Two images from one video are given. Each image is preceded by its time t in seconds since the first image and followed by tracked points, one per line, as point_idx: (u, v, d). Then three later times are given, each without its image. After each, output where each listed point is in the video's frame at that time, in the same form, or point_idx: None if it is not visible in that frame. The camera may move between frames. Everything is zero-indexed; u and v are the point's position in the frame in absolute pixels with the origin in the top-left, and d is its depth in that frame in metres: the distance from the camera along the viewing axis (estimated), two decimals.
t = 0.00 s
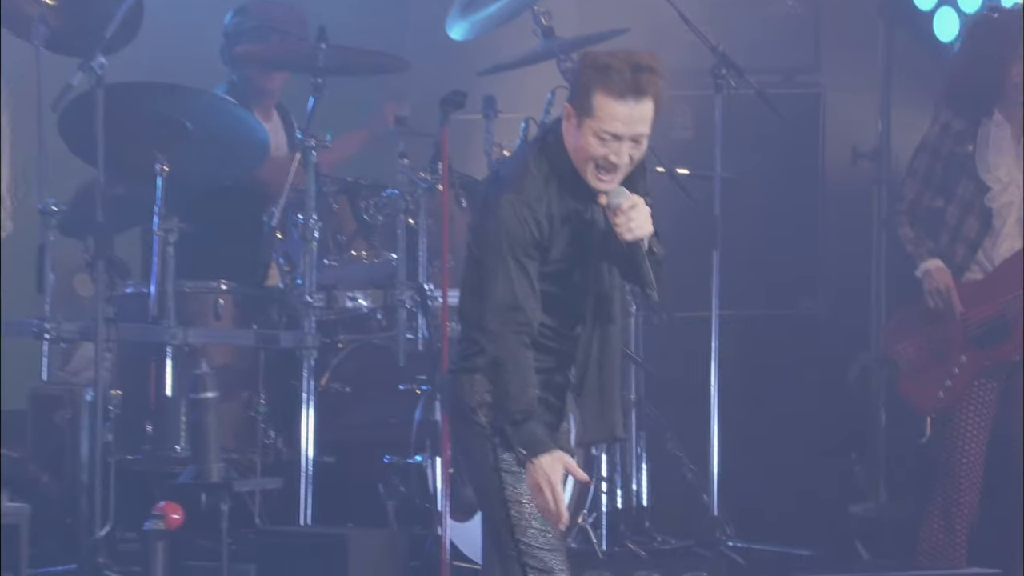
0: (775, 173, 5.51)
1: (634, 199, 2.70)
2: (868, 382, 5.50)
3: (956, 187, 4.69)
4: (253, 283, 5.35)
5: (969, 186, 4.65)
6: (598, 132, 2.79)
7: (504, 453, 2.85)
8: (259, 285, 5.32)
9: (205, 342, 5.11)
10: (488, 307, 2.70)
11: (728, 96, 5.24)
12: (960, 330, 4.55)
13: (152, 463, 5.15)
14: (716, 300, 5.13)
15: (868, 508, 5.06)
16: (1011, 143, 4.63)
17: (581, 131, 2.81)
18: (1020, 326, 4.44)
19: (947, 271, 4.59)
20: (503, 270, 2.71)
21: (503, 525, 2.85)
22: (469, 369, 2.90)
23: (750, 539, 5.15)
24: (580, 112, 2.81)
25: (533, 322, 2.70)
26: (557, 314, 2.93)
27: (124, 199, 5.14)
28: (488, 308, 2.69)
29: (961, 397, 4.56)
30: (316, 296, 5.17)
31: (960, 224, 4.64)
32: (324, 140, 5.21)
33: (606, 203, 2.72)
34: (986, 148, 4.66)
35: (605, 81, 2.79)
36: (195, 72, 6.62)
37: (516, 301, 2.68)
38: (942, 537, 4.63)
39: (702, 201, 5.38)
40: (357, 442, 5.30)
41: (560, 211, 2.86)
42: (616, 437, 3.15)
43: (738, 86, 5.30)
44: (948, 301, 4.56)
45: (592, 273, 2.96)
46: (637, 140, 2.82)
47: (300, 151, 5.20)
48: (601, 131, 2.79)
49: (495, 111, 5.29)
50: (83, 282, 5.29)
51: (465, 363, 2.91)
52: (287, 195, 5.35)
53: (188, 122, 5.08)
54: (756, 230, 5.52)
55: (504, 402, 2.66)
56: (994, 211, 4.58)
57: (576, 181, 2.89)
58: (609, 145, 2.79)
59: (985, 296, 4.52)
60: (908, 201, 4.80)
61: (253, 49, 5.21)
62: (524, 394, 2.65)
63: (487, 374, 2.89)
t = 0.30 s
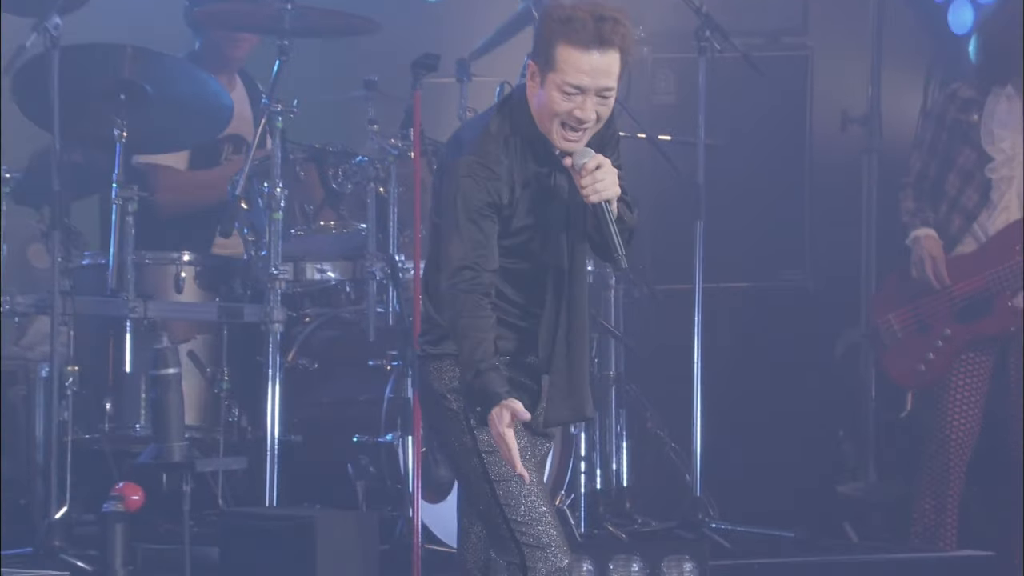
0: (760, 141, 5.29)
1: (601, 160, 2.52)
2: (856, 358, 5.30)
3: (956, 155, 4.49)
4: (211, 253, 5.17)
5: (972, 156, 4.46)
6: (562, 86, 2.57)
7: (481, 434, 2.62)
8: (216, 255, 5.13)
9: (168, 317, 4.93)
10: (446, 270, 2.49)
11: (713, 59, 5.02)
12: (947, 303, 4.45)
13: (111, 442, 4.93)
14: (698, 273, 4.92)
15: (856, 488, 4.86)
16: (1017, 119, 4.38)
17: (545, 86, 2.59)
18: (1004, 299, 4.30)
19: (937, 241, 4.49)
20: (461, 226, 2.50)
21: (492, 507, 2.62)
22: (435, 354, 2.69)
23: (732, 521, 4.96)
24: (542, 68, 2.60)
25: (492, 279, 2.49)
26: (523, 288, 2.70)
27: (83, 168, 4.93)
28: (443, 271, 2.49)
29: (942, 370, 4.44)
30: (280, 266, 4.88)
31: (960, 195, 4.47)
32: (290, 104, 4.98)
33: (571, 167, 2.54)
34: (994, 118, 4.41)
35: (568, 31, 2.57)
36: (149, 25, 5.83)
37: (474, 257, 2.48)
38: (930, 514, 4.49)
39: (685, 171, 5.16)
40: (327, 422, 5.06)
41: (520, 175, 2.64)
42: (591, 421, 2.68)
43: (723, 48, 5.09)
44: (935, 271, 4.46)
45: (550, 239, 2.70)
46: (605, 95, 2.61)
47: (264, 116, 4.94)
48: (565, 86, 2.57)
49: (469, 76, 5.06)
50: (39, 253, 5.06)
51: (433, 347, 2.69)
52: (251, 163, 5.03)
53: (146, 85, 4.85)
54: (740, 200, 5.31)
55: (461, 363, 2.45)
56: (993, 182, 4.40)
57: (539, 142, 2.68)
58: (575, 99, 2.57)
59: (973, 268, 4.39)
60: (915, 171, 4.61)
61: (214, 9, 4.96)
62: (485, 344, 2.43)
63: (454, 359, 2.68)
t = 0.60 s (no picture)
0: (773, 149, 5.09)
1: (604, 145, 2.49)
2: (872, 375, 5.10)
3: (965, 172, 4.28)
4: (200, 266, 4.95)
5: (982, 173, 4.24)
6: (559, 66, 2.58)
7: (482, 450, 2.60)
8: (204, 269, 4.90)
9: (156, 331, 4.71)
10: (449, 258, 2.49)
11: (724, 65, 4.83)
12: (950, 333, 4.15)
13: (97, 462, 4.74)
14: (709, 285, 4.72)
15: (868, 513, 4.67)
16: None
17: (544, 69, 2.60)
18: (1011, 332, 3.80)
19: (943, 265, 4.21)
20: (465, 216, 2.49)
21: (483, 524, 2.61)
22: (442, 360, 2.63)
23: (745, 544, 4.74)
24: (539, 51, 2.61)
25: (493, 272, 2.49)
26: (531, 287, 2.67)
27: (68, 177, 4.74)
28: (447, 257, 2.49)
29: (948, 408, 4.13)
30: (273, 279, 4.69)
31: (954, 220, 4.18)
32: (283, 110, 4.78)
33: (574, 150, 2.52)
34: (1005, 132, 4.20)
35: (563, 11, 2.59)
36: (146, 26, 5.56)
37: (476, 247, 2.47)
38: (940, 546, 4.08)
39: (694, 180, 4.97)
40: (322, 441, 4.86)
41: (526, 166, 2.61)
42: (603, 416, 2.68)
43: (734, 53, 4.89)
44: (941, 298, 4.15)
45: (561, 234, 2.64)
46: (604, 74, 2.60)
47: (256, 123, 4.75)
48: (563, 65, 2.58)
49: (470, 80, 4.88)
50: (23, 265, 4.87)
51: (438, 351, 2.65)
52: (244, 171, 4.80)
53: (135, 91, 4.67)
54: (751, 210, 5.12)
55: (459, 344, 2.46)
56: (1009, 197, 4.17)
57: (542, 130, 2.64)
58: (575, 76, 2.57)
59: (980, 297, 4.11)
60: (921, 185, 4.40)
61: (206, 10, 4.79)
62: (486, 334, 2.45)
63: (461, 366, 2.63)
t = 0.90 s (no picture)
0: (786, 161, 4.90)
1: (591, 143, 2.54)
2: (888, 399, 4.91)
3: (956, 174, 4.14)
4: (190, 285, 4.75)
5: (974, 174, 4.10)
6: (550, 76, 2.59)
7: (494, 481, 2.53)
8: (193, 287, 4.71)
9: (142, 355, 4.53)
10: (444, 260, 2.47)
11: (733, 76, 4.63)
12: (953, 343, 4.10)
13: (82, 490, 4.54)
14: (719, 305, 4.53)
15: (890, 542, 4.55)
16: None
17: (534, 78, 2.60)
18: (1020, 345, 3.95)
19: (942, 275, 4.10)
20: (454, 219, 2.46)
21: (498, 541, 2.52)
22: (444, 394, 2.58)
23: None
24: (531, 60, 2.61)
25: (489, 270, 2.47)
26: (531, 303, 2.65)
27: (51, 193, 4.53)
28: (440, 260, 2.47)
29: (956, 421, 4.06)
30: (265, 300, 4.48)
31: (961, 218, 4.11)
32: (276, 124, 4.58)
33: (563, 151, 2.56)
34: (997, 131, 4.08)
35: (555, 17, 2.59)
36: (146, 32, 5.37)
37: (468, 246, 2.45)
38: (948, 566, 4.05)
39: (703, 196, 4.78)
40: (316, 469, 4.66)
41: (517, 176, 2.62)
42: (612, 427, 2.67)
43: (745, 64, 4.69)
44: (942, 311, 4.09)
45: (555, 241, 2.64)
46: (595, 84, 2.61)
47: (248, 137, 4.55)
48: (554, 75, 2.58)
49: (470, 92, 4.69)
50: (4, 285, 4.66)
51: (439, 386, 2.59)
52: (235, 187, 4.61)
53: (121, 105, 4.47)
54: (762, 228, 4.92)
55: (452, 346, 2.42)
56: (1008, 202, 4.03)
57: (538, 139, 2.65)
58: (567, 86, 2.58)
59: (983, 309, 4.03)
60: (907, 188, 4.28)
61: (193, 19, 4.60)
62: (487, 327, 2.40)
63: (465, 397, 2.57)
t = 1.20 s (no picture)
0: (799, 179, 4.72)
1: (597, 140, 2.32)
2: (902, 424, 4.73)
3: (953, 206, 3.90)
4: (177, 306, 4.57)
5: (971, 206, 3.85)
6: (545, 63, 2.40)
7: (487, 511, 2.30)
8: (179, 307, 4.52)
9: (129, 378, 4.35)
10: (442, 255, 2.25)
11: (743, 88, 4.45)
12: (966, 381, 3.78)
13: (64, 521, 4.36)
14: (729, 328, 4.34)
15: None
16: (1015, 163, 3.79)
17: (528, 71, 2.42)
18: None
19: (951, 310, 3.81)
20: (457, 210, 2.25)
21: None
22: (440, 416, 2.33)
23: None
24: (523, 53, 2.43)
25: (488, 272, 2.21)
26: (533, 318, 2.38)
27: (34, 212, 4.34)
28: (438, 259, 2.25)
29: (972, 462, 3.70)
30: (258, 322, 4.30)
31: (963, 251, 3.84)
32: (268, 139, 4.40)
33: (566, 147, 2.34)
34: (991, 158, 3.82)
35: (548, 5, 2.42)
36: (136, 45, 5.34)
37: (468, 238, 2.24)
38: None
39: (713, 214, 4.60)
40: (310, 497, 4.47)
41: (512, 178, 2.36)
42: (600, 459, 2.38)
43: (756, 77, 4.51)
44: (955, 348, 3.78)
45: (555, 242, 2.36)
46: (592, 71, 2.42)
47: (239, 153, 4.37)
48: (550, 61, 2.40)
49: (469, 106, 4.50)
50: None
51: (435, 409, 2.34)
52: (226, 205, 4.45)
53: (108, 117, 4.27)
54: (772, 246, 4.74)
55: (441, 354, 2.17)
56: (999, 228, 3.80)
57: (532, 142, 2.42)
58: (563, 72, 2.39)
59: (993, 343, 3.73)
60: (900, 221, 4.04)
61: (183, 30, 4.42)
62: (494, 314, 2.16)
63: (461, 418, 2.32)
